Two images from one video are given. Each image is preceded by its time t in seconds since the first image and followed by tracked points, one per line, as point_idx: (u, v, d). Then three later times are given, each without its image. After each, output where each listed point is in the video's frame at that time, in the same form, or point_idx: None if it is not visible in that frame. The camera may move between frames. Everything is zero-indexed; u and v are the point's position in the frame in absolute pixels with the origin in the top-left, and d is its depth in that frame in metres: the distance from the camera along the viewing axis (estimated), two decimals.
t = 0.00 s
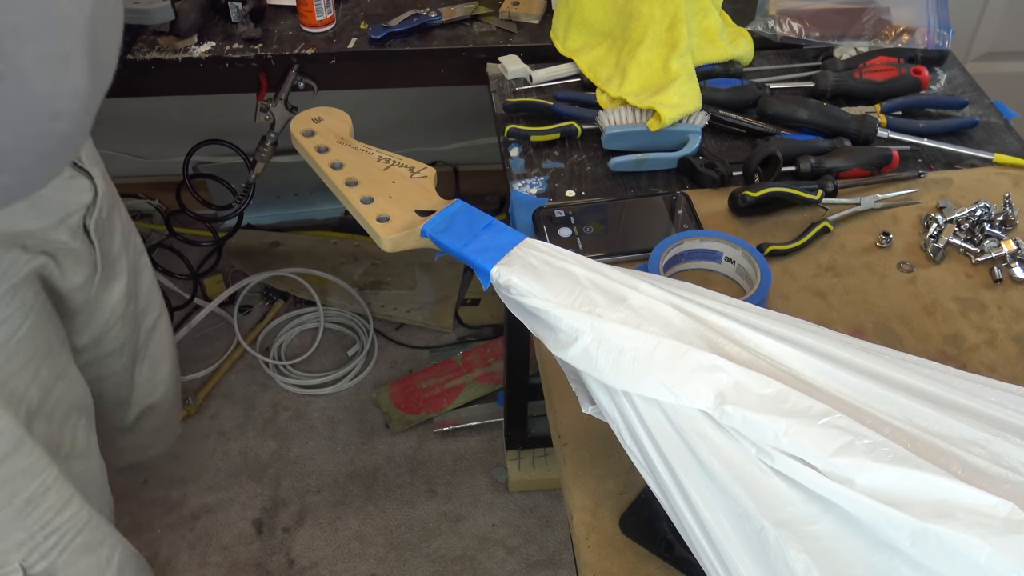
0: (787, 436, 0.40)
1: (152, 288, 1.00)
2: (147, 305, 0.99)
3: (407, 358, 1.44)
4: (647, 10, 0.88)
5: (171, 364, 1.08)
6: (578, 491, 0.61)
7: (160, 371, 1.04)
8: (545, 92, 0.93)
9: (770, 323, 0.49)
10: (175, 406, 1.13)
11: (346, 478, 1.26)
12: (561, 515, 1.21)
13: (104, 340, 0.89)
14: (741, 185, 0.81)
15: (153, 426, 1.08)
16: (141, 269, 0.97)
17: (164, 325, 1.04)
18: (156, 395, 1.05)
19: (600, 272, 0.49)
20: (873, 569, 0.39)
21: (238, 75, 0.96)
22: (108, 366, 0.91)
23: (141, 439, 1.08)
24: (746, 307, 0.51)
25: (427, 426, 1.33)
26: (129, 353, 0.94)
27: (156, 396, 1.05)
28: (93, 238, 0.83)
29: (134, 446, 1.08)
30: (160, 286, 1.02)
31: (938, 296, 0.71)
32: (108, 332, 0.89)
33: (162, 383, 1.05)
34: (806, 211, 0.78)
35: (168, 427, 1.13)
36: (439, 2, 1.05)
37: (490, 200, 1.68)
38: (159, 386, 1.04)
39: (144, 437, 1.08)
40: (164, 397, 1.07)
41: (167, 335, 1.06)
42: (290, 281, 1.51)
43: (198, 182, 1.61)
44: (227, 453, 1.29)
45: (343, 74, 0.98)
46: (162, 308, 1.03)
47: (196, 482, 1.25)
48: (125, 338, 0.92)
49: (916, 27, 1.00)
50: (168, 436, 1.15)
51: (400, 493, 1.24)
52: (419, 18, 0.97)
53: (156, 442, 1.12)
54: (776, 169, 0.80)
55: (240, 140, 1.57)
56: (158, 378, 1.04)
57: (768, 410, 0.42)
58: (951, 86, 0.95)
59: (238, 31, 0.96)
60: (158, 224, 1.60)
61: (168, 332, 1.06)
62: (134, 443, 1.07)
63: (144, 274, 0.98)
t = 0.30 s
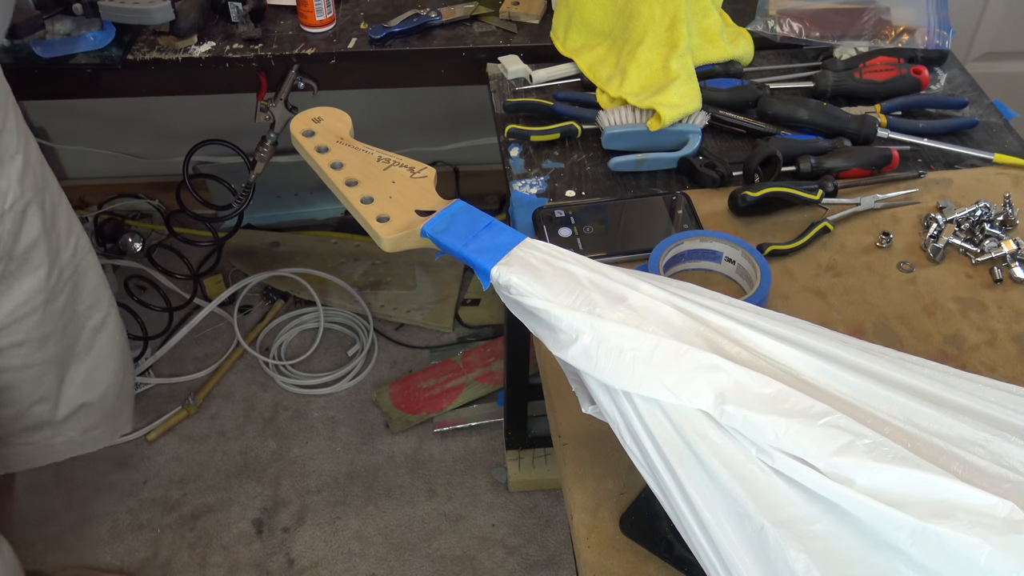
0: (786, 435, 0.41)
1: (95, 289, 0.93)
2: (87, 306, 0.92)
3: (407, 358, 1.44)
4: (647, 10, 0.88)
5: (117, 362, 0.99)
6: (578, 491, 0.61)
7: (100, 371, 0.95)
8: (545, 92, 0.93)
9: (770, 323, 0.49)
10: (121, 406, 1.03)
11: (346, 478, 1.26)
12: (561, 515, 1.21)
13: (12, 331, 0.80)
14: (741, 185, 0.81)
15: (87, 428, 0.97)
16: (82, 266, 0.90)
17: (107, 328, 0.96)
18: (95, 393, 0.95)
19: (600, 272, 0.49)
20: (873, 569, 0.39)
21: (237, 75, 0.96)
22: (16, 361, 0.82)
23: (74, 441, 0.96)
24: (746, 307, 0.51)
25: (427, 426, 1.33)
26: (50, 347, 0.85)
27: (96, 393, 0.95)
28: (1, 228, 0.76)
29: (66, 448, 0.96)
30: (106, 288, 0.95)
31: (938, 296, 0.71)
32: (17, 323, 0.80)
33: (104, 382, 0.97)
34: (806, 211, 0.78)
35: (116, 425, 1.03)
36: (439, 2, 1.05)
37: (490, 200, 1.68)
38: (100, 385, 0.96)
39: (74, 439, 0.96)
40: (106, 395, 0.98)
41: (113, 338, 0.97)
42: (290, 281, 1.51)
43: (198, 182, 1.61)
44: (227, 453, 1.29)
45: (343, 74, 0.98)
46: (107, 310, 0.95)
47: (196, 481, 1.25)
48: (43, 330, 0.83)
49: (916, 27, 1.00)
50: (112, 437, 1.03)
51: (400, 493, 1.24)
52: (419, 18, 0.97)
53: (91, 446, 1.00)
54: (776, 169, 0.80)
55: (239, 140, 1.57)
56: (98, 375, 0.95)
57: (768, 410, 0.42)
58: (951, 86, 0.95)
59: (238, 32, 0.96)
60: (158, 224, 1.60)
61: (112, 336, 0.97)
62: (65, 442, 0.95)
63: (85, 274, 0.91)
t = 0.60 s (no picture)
0: (786, 435, 0.41)
1: (67, 293, 0.91)
2: (54, 308, 0.91)
3: (407, 358, 1.44)
4: (647, 10, 0.88)
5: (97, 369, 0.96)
6: (577, 491, 0.61)
7: (71, 377, 0.95)
8: (545, 92, 0.93)
9: (770, 323, 0.49)
10: (102, 417, 1.02)
11: (346, 478, 1.26)
12: (561, 515, 1.21)
13: None
14: (741, 185, 0.81)
15: (57, 431, 0.99)
16: (50, 270, 0.89)
17: (77, 334, 0.93)
18: (54, 403, 0.96)
19: (600, 272, 0.49)
20: (873, 569, 0.39)
21: (237, 75, 0.96)
22: None
23: (48, 441, 1.00)
24: (746, 307, 0.51)
25: (427, 426, 1.33)
26: None
27: (57, 403, 0.96)
28: None
29: (45, 447, 1.01)
30: (82, 293, 0.92)
31: (938, 295, 0.71)
32: None
33: (71, 391, 0.95)
34: (806, 210, 0.78)
35: (100, 433, 1.04)
36: (439, 2, 1.05)
37: (490, 200, 1.68)
38: (65, 391, 0.95)
39: (47, 439, 1.00)
40: (73, 405, 0.97)
41: (82, 348, 0.94)
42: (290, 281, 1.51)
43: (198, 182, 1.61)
44: (227, 453, 1.29)
45: (343, 74, 0.98)
46: (80, 315, 0.93)
47: (196, 481, 1.26)
48: None
49: (916, 27, 1.00)
50: (96, 443, 1.05)
51: (400, 493, 1.24)
52: (419, 18, 0.97)
53: (71, 447, 1.03)
54: (776, 169, 0.80)
55: (239, 140, 1.57)
56: (69, 378, 0.94)
57: (767, 411, 0.42)
58: (951, 86, 0.95)
59: (238, 32, 0.96)
60: (158, 224, 1.60)
61: (83, 345, 0.94)
62: (36, 442, 0.99)
63: (54, 277, 0.90)
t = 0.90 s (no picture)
0: (786, 435, 0.41)
1: (54, 307, 0.86)
2: (39, 321, 0.86)
3: (407, 358, 1.44)
4: (647, 10, 0.88)
5: (84, 385, 0.91)
6: (577, 491, 0.61)
7: (53, 390, 0.90)
8: (545, 92, 0.94)
9: (770, 323, 0.49)
10: (86, 434, 0.96)
11: (346, 478, 1.26)
12: (561, 515, 1.21)
13: None
14: (741, 185, 0.81)
15: (37, 445, 0.94)
16: (34, 285, 0.85)
17: (62, 350, 0.88)
18: (32, 405, 0.90)
19: (600, 272, 0.49)
20: (873, 569, 0.39)
21: (238, 75, 0.96)
22: None
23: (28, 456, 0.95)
24: (747, 307, 0.51)
25: (427, 426, 1.33)
26: None
27: (39, 412, 0.91)
28: None
29: (27, 463, 0.96)
30: (70, 309, 0.87)
31: (937, 296, 0.71)
32: None
33: (55, 402, 0.90)
34: (806, 210, 0.78)
35: (82, 451, 0.97)
36: (439, 2, 1.05)
37: (490, 200, 1.67)
38: (47, 400, 0.90)
39: (27, 454, 0.95)
40: (55, 416, 0.91)
41: (65, 365, 0.89)
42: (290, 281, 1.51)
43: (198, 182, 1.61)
44: (227, 453, 1.29)
45: (343, 74, 0.98)
46: (66, 331, 0.87)
47: (196, 482, 1.25)
48: None
49: (916, 27, 1.00)
50: (79, 462, 0.98)
51: (400, 493, 1.24)
52: (419, 19, 0.97)
53: (53, 465, 0.97)
54: (776, 169, 0.80)
55: (239, 140, 1.57)
56: (51, 393, 0.89)
57: (767, 411, 0.42)
58: (951, 86, 0.95)
59: (238, 31, 0.96)
60: (158, 224, 1.60)
61: (66, 361, 0.89)
62: (18, 456, 0.94)
63: (41, 290, 0.85)
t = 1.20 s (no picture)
0: (786, 435, 0.41)
1: (46, 316, 0.86)
2: (32, 329, 0.86)
3: (407, 358, 1.44)
4: (647, 10, 0.88)
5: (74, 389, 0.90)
6: (577, 491, 0.61)
7: (44, 396, 0.89)
8: (545, 92, 0.94)
9: (770, 323, 0.49)
10: (80, 438, 0.95)
11: (346, 478, 1.26)
12: (561, 515, 1.21)
13: None
14: (741, 185, 0.81)
15: (30, 450, 0.94)
16: (28, 293, 0.85)
17: (53, 359, 0.88)
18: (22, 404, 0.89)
19: (600, 272, 0.49)
20: (873, 569, 0.39)
21: (238, 75, 0.96)
22: None
23: (23, 461, 0.95)
24: (746, 307, 0.51)
25: (427, 426, 1.33)
26: None
27: (31, 418, 0.90)
28: None
29: (22, 468, 0.96)
30: (63, 318, 0.87)
31: (937, 296, 0.71)
32: None
33: (46, 407, 0.90)
34: (806, 210, 0.78)
35: (77, 456, 0.97)
36: (439, 2, 1.05)
37: (490, 200, 1.67)
38: (38, 405, 0.89)
39: (21, 459, 0.95)
40: (46, 421, 0.91)
41: (56, 373, 0.89)
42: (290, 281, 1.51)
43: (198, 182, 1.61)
44: (227, 453, 1.29)
45: (343, 74, 0.98)
46: (58, 340, 0.87)
47: (196, 482, 1.25)
48: None
49: (916, 27, 1.00)
50: (73, 466, 0.98)
51: (400, 493, 1.24)
52: (419, 19, 0.97)
53: (47, 470, 0.97)
54: (776, 169, 0.80)
55: (239, 140, 1.57)
56: (40, 397, 0.89)
57: (766, 411, 0.42)
58: (951, 86, 0.95)
59: (238, 31, 0.96)
60: (158, 224, 1.60)
61: (58, 370, 0.89)
62: (12, 462, 0.94)
63: (34, 299, 0.85)
